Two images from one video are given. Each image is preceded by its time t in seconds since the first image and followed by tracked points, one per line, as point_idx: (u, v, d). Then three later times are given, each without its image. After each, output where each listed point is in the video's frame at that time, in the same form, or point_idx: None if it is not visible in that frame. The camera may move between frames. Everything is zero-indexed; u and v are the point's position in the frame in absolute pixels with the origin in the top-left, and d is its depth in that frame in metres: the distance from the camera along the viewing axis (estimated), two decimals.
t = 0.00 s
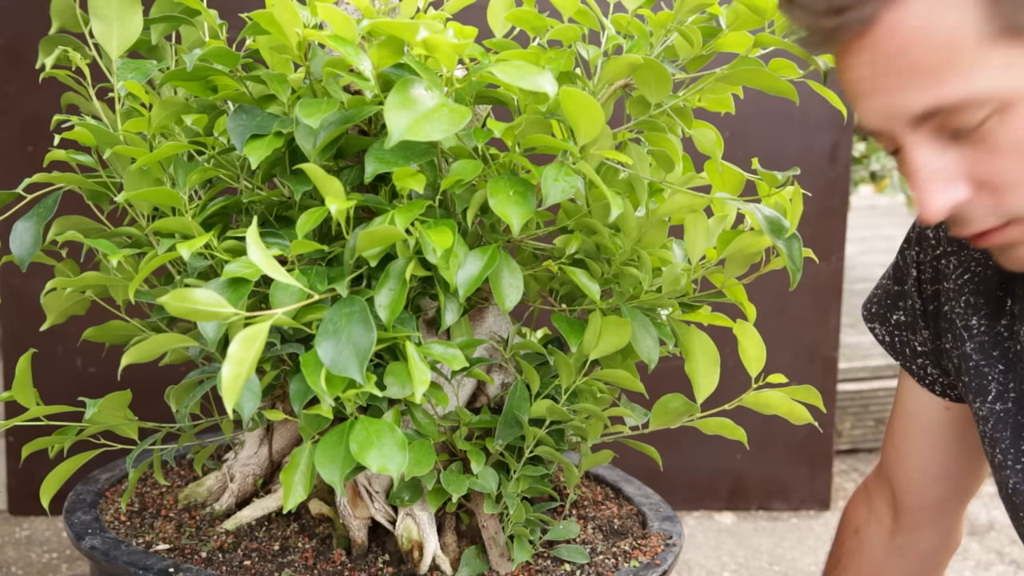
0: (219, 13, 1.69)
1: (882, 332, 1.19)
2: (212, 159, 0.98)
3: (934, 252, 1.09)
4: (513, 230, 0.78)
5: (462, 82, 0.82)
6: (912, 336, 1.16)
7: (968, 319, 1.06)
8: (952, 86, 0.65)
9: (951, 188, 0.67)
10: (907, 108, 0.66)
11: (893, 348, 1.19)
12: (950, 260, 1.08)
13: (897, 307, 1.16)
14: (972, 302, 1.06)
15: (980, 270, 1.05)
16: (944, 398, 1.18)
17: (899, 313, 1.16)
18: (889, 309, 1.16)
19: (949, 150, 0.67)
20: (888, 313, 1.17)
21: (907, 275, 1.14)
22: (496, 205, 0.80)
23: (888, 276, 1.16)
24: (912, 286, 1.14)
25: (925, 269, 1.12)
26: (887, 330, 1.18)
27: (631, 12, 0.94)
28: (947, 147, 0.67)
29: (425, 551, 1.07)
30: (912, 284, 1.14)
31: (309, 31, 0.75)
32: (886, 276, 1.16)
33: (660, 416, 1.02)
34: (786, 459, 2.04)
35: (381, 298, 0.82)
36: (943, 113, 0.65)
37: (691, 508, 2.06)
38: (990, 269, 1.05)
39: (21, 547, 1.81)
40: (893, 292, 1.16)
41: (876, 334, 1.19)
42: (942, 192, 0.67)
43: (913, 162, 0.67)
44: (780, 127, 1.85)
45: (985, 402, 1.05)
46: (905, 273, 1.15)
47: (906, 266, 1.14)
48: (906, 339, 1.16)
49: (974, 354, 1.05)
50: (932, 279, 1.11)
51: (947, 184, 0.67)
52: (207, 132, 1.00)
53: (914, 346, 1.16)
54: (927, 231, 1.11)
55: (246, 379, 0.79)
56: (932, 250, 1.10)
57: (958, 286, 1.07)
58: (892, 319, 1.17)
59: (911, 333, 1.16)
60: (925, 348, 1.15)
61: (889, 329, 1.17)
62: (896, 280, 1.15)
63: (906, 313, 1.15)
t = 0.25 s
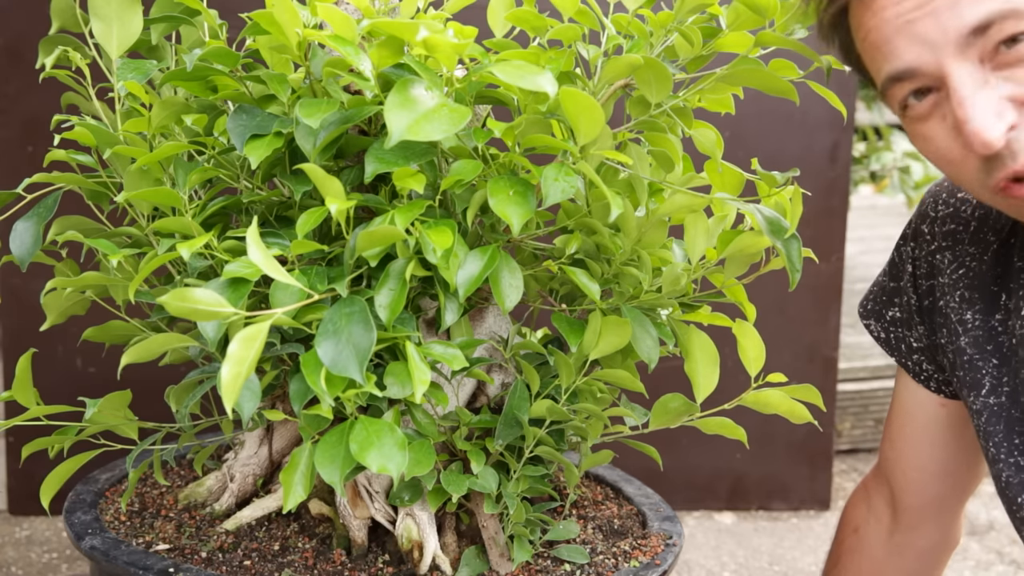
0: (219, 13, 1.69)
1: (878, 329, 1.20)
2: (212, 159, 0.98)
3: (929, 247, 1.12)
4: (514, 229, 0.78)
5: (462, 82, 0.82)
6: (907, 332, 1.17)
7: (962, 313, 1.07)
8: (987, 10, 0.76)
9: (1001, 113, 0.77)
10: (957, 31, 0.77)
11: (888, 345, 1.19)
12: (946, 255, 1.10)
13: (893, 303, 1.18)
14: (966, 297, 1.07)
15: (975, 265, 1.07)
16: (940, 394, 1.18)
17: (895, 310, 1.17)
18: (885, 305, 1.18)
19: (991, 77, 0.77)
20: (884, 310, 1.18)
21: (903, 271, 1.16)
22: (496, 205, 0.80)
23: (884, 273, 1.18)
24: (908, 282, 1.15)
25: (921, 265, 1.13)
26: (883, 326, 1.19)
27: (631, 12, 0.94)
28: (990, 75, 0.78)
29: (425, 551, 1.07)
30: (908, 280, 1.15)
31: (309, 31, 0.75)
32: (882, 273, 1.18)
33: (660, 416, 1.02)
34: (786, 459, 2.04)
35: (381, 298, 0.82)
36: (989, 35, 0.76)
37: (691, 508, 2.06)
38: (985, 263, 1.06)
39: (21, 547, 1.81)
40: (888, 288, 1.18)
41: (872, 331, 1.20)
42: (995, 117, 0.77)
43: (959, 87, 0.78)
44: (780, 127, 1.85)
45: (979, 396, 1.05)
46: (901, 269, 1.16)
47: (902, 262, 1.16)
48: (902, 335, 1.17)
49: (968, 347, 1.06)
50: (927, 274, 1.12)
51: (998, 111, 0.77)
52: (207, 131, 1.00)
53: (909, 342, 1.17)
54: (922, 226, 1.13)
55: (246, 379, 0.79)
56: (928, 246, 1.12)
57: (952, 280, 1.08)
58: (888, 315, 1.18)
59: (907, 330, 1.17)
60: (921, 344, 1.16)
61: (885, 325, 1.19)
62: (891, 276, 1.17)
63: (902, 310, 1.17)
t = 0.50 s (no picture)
0: (219, 13, 1.69)
1: (880, 323, 1.19)
2: (212, 159, 0.98)
3: (929, 241, 1.12)
4: (513, 230, 0.78)
5: (462, 82, 0.82)
6: (907, 327, 1.16)
7: (960, 305, 1.07)
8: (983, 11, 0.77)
9: (996, 118, 0.78)
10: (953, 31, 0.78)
11: (889, 340, 1.19)
12: (945, 248, 1.10)
13: (895, 299, 1.17)
14: (964, 290, 1.07)
15: (973, 259, 1.07)
16: (940, 389, 1.18)
17: (897, 305, 1.17)
18: (887, 300, 1.18)
19: (987, 81, 0.78)
20: (886, 305, 1.18)
21: (904, 266, 1.16)
22: (496, 205, 0.80)
23: (886, 268, 1.18)
24: (908, 276, 1.15)
25: (920, 259, 1.13)
26: (884, 322, 1.18)
27: (631, 12, 0.94)
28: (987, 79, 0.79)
29: (425, 551, 1.07)
30: (908, 274, 1.15)
31: (309, 31, 0.75)
32: (884, 268, 1.18)
33: (660, 416, 1.02)
34: (786, 459, 2.04)
35: (381, 298, 0.82)
36: (983, 40, 0.77)
37: (691, 508, 2.06)
38: (984, 256, 1.06)
39: (21, 547, 1.81)
40: (890, 284, 1.17)
41: (873, 326, 1.19)
42: (990, 121, 0.78)
43: (956, 90, 0.79)
44: (780, 127, 1.85)
45: (976, 387, 1.05)
46: (902, 264, 1.16)
47: (903, 256, 1.16)
48: (902, 330, 1.17)
49: (966, 340, 1.06)
50: (926, 268, 1.13)
51: (992, 115, 0.78)
52: (207, 132, 1.00)
53: (909, 337, 1.17)
54: (923, 220, 1.13)
55: (246, 380, 0.79)
56: (927, 239, 1.12)
57: (951, 273, 1.09)
58: (889, 310, 1.18)
59: (907, 324, 1.16)
60: (921, 338, 1.16)
61: (886, 321, 1.18)
62: (893, 272, 1.17)
63: (902, 305, 1.16)
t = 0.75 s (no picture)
0: (219, 13, 1.69)
1: (879, 321, 1.19)
2: (212, 159, 0.98)
3: (927, 238, 1.13)
4: (513, 229, 0.78)
5: (462, 82, 0.82)
6: (907, 324, 1.17)
7: (958, 302, 1.07)
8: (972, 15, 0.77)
9: (979, 120, 0.79)
10: (940, 35, 0.78)
11: (888, 337, 1.19)
12: (943, 245, 1.10)
13: (894, 296, 1.17)
14: (961, 287, 1.07)
15: (971, 256, 1.07)
16: (939, 388, 1.18)
17: (896, 302, 1.17)
18: (886, 298, 1.18)
19: (972, 84, 0.79)
20: (886, 302, 1.18)
21: (902, 264, 1.16)
22: (496, 205, 0.80)
23: (885, 266, 1.18)
24: (907, 273, 1.15)
25: (919, 256, 1.14)
26: (884, 318, 1.19)
27: (631, 12, 0.94)
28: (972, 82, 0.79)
29: (425, 551, 1.07)
30: (907, 271, 1.15)
31: (309, 31, 0.75)
32: (884, 266, 1.18)
33: (660, 416, 1.02)
34: (786, 459, 2.04)
35: (381, 298, 0.82)
36: (970, 42, 0.78)
37: (691, 508, 2.06)
38: (982, 254, 1.06)
39: (21, 547, 1.81)
40: (890, 281, 1.18)
41: (873, 323, 1.20)
42: (974, 123, 0.79)
43: (941, 93, 0.79)
44: (780, 127, 1.85)
45: (973, 383, 1.04)
46: (901, 261, 1.16)
47: (902, 254, 1.16)
48: (901, 327, 1.17)
49: (964, 336, 1.05)
50: (925, 264, 1.13)
51: (975, 117, 0.79)
52: (207, 132, 1.00)
53: (909, 334, 1.17)
54: (923, 217, 1.14)
55: (246, 380, 0.79)
56: (926, 236, 1.13)
57: (949, 270, 1.09)
58: (889, 307, 1.18)
59: (906, 322, 1.17)
60: (920, 336, 1.16)
61: (885, 318, 1.18)
62: (892, 269, 1.17)
63: (902, 302, 1.17)
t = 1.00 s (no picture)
0: (219, 13, 1.69)
1: (877, 321, 1.19)
2: (212, 159, 0.98)
3: (926, 239, 1.12)
4: (513, 229, 0.78)
5: (462, 82, 0.82)
6: (905, 325, 1.16)
7: (956, 302, 1.07)
8: (962, 23, 0.77)
9: (970, 123, 0.79)
10: (930, 40, 0.79)
11: (886, 338, 1.19)
12: (942, 245, 1.10)
13: (892, 297, 1.17)
14: (960, 287, 1.07)
15: (969, 256, 1.07)
16: (938, 388, 1.18)
17: (894, 302, 1.17)
18: (885, 298, 1.18)
19: (964, 88, 0.79)
20: (884, 303, 1.18)
21: (901, 264, 1.16)
22: (496, 205, 0.80)
23: (885, 266, 1.18)
24: (905, 273, 1.15)
25: (917, 256, 1.14)
26: (882, 319, 1.18)
27: (631, 12, 0.94)
28: (964, 86, 0.79)
29: (425, 551, 1.07)
30: (906, 271, 1.15)
31: (309, 31, 0.75)
32: (882, 267, 1.18)
33: (660, 416, 1.02)
34: (786, 459, 2.04)
35: (381, 298, 0.82)
36: (959, 48, 0.78)
37: (691, 508, 2.06)
38: (980, 253, 1.06)
39: (21, 547, 1.81)
40: (889, 282, 1.18)
41: (871, 324, 1.20)
42: (964, 125, 0.79)
43: (932, 97, 0.80)
44: (780, 127, 1.85)
45: (972, 383, 1.04)
46: (900, 262, 1.16)
47: (901, 254, 1.16)
48: (900, 328, 1.17)
49: (962, 336, 1.05)
50: (924, 265, 1.13)
51: (965, 119, 0.79)
52: (207, 132, 1.00)
53: (907, 335, 1.17)
54: (921, 218, 1.14)
55: (246, 380, 0.79)
56: (924, 237, 1.13)
57: (947, 270, 1.09)
58: (887, 308, 1.18)
59: (904, 322, 1.16)
60: (918, 336, 1.16)
61: (883, 319, 1.18)
62: (891, 269, 1.18)
63: (900, 303, 1.17)
